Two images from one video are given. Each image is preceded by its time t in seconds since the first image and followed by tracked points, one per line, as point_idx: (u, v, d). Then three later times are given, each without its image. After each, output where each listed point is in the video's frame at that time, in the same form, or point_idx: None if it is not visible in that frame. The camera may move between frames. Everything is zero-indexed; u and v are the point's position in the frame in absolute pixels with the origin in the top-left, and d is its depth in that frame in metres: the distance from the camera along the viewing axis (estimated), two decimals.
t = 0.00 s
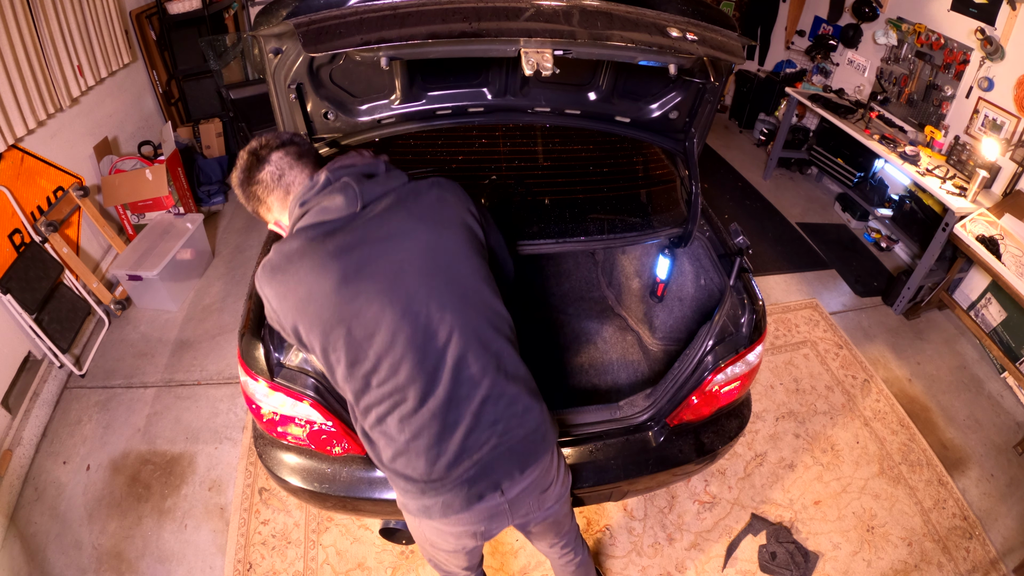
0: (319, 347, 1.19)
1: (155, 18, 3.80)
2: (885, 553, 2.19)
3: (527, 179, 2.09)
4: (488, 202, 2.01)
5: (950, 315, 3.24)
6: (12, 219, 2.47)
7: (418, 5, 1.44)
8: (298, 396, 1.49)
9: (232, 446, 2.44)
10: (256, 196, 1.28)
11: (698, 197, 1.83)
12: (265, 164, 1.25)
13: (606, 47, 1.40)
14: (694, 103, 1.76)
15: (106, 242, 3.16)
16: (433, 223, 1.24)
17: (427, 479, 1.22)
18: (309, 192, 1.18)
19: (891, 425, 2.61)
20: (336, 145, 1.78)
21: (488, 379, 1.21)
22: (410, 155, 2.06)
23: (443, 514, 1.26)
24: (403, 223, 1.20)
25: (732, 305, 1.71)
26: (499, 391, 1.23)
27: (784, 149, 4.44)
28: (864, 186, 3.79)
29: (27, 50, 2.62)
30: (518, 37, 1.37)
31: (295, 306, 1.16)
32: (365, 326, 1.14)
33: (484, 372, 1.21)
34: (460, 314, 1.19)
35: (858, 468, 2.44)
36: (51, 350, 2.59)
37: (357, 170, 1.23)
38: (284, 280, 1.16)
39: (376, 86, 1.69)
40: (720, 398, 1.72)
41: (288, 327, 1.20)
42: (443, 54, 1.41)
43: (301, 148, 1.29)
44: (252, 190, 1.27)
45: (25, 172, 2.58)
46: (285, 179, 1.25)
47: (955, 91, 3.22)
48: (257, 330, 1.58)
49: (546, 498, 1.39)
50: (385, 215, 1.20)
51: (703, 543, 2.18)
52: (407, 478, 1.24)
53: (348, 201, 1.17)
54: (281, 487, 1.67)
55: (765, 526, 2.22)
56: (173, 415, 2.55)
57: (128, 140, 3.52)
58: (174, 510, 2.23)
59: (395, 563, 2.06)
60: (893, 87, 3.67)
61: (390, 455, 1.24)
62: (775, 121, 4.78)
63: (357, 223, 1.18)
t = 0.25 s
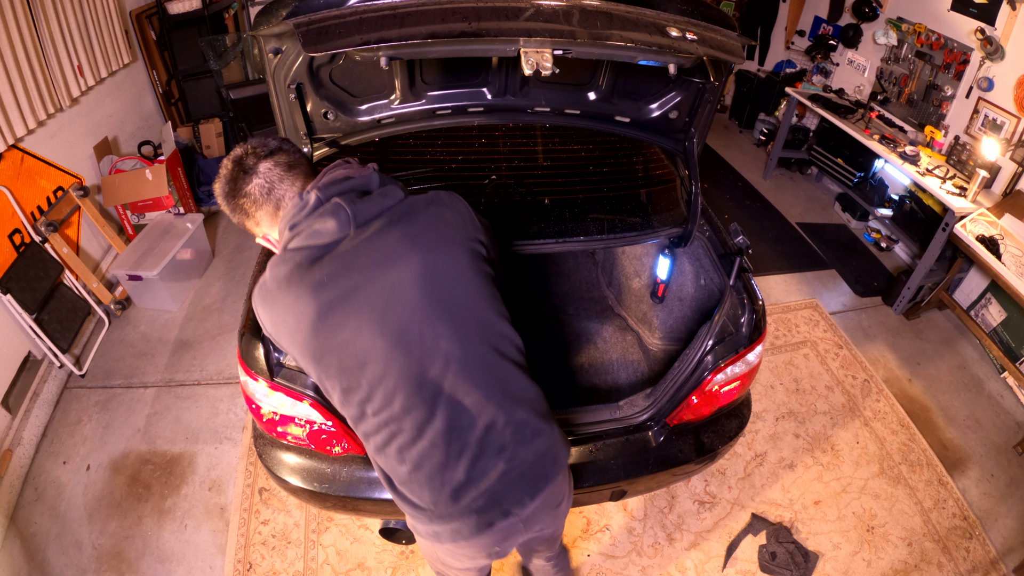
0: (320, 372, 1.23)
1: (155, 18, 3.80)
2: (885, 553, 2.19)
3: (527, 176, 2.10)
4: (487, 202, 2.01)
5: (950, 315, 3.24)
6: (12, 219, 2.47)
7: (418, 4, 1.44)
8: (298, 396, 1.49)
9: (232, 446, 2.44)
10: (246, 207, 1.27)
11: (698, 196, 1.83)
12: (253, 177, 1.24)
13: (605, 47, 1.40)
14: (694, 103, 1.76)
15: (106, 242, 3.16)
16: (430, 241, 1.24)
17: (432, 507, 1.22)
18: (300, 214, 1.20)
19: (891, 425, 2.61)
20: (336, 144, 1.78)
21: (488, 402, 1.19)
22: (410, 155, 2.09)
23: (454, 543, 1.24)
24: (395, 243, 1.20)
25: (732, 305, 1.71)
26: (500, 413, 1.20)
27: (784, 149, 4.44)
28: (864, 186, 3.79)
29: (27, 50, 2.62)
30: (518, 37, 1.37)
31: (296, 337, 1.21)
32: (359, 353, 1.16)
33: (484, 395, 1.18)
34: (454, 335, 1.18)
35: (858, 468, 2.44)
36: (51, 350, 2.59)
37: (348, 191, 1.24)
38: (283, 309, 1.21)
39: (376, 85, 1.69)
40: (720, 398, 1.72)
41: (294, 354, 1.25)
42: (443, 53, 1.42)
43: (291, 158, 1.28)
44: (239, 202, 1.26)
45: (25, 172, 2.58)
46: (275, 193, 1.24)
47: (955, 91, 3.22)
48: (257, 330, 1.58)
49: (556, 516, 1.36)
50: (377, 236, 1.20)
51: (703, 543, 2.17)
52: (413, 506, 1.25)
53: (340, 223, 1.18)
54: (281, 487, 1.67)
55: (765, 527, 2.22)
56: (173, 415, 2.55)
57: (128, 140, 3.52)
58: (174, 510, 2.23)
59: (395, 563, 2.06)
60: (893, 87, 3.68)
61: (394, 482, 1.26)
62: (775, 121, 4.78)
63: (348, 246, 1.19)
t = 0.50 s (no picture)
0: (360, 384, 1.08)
1: (155, 18, 3.80)
2: (885, 553, 2.19)
3: (528, 176, 2.09)
4: (488, 202, 2.01)
5: (950, 315, 3.25)
6: (12, 219, 2.47)
7: (418, 3, 1.44)
8: (298, 395, 1.49)
9: (232, 446, 2.44)
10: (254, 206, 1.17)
11: (698, 196, 1.82)
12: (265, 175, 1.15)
13: (606, 46, 1.40)
14: (694, 103, 1.76)
15: (106, 242, 3.16)
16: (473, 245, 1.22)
17: (466, 525, 1.22)
18: (346, 209, 1.09)
19: (891, 425, 2.61)
20: (337, 144, 1.78)
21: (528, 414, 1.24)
22: (410, 155, 2.10)
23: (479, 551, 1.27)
24: (451, 244, 1.17)
25: (732, 305, 1.71)
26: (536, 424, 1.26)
27: (784, 149, 4.44)
28: (864, 186, 3.79)
29: (27, 50, 2.62)
30: (518, 36, 1.38)
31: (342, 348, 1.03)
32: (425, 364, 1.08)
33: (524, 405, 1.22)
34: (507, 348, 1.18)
35: (858, 468, 2.44)
36: (51, 350, 2.58)
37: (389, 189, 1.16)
38: (321, 316, 1.03)
39: (376, 85, 1.69)
40: (720, 398, 1.72)
41: (316, 369, 1.07)
42: (443, 52, 1.42)
43: (312, 154, 1.18)
44: (251, 199, 1.16)
45: (25, 172, 2.58)
46: (293, 193, 1.14)
47: (955, 91, 3.22)
48: (257, 329, 1.58)
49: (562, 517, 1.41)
50: (434, 237, 1.15)
51: (703, 543, 2.17)
52: (444, 525, 1.22)
53: (397, 221, 1.10)
54: (281, 487, 1.66)
55: (766, 527, 2.22)
56: (173, 415, 2.55)
57: (128, 140, 3.52)
58: (174, 510, 2.23)
59: (395, 563, 2.06)
60: (893, 87, 3.68)
61: (427, 504, 1.19)
62: (775, 121, 4.78)
63: (404, 245, 1.11)
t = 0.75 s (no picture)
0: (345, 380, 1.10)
1: (155, 18, 3.81)
2: (885, 553, 2.19)
3: (527, 176, 2.09)
4: (488, 202, 2.00)
5: (950, 315, 3.25)
6: (12, 219, 2.47)
7: (418, 3, 1.44)
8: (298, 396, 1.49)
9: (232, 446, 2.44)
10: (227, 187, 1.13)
11: (698, 196, 1.82)
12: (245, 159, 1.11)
13: (606, 46, 1.40)
14: (693, 103, 1.76)
15: (106, 242, 3.16)
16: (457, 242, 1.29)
17: (449, 509, 1.25)
18: (321, 201, 1.10)
19: (891, 425, 2.61)
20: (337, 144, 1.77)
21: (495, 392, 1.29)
22: (409, 156, 2.10)
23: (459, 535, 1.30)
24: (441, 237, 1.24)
25: (732, 305, 1.71)
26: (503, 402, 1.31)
27: (784, 149, 4.44)
28: (864, 186, 3.79)
29: (27, 50, 2.62)
30: (518, 36, 1.38)
31: (336, 332, 1.04)
32: (405, 349, 1.12)
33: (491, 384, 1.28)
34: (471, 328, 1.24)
35: (858, 468, 2.44)
36: (51, 350, 2.58)
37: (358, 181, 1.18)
38: (309, 303, 1.02)
39: (376, 85, 1.69)
40: (720, 398, 1.72)
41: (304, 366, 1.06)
42: (443, 52, 1.42)
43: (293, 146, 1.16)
44: (230, 182, 1.12)
45: (25, 172, 2.58)
46: (270, 179, 1.12)
47: (955, 91, 3.22)
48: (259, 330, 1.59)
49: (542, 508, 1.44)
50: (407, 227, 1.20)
51: (703, 543, 2.17)
52: (426, 512, 1.24)
53: (374, 210, 1.14)
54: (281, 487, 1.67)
55: (765, 527, 2.22)
56: (173, 415, 2.55)
57: (128, 140, 3.52)
58: (174, 510, 2.23)
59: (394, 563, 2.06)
60: (893, 87, 3.68)
61: (409, 492, 1.21)
62: (775, 121, 4.78)
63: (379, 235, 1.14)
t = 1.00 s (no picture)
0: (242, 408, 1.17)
1: (155, 18, 3.81)
2: (886, 554, 2.19)
3: (526, 176, 2.09)
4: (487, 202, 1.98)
5: (950, 315, 3.25)
6: (12, 219, 2.47)
7: (418, 4, 1.44)
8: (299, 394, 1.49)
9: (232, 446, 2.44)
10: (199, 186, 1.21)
11: (698, 196, 1.82)
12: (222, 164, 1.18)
13: (606, 46, 1.40)
14: (693, 103, 1.75)
15: (106, 242, 3.16)
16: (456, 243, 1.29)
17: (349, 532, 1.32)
18: (238, 230, 1.15)
19: (891, 425, 2.61)
20: (337, 143, 1.77)
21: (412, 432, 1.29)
22: (410, 156, 2.10)
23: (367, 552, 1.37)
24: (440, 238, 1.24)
25: (732, 305, 1.71)
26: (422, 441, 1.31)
27: (784, 149, 4.44)
28: (864, 186, 3.79)
29: (27, 50, 2.62)
30: (519, 36, 1.38)
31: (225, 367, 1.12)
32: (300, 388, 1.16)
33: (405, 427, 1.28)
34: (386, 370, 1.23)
35: (858, 468, 2.44)
36: (51, 350, 2.58)
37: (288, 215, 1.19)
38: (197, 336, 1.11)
39: (377, 85, 1.69)
40: (720, 397, 1.72)
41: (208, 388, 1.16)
42: (443, 52, 1.42)
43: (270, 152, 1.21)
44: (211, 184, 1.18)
45: (25, 172, 2.58)
46: (220, 184, 1.19)
47: (955, 91, 3.22)
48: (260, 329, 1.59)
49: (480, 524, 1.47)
50: (325, 261, 1.21)
51: (704, 543, 2.17)
52: (327, 532, 1.33)
53: (283, 248, 1.16)
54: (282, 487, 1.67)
55: (766, 527, 2.22)
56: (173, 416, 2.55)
57: (127, 140, 3.52)
58: (174, 510, 2.23)
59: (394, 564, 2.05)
60: (893, 87, 3.68)
61: (311, 511, 1.29)
62: (775, 121, 4.78)
63: (286, 272, 1.16)
